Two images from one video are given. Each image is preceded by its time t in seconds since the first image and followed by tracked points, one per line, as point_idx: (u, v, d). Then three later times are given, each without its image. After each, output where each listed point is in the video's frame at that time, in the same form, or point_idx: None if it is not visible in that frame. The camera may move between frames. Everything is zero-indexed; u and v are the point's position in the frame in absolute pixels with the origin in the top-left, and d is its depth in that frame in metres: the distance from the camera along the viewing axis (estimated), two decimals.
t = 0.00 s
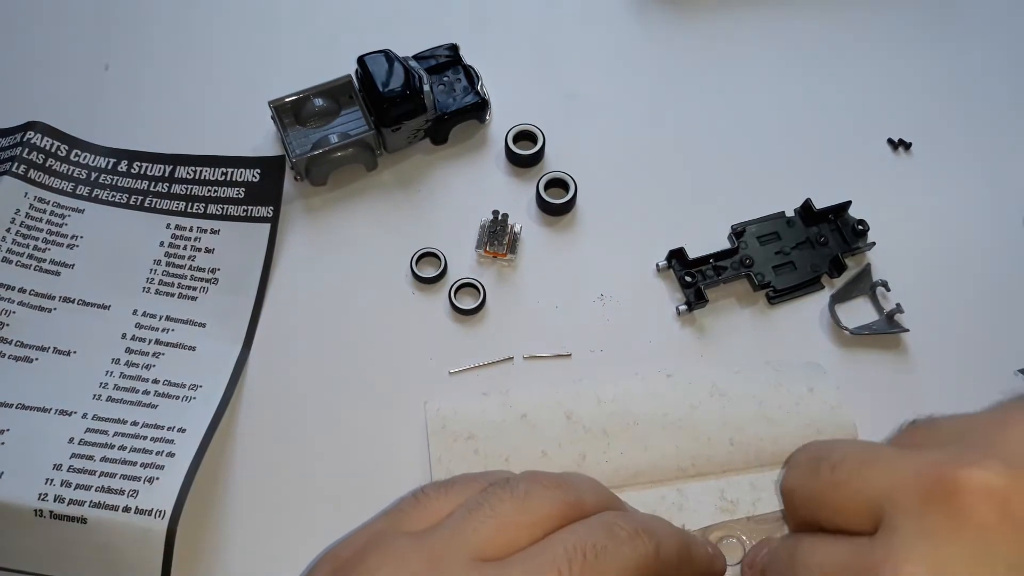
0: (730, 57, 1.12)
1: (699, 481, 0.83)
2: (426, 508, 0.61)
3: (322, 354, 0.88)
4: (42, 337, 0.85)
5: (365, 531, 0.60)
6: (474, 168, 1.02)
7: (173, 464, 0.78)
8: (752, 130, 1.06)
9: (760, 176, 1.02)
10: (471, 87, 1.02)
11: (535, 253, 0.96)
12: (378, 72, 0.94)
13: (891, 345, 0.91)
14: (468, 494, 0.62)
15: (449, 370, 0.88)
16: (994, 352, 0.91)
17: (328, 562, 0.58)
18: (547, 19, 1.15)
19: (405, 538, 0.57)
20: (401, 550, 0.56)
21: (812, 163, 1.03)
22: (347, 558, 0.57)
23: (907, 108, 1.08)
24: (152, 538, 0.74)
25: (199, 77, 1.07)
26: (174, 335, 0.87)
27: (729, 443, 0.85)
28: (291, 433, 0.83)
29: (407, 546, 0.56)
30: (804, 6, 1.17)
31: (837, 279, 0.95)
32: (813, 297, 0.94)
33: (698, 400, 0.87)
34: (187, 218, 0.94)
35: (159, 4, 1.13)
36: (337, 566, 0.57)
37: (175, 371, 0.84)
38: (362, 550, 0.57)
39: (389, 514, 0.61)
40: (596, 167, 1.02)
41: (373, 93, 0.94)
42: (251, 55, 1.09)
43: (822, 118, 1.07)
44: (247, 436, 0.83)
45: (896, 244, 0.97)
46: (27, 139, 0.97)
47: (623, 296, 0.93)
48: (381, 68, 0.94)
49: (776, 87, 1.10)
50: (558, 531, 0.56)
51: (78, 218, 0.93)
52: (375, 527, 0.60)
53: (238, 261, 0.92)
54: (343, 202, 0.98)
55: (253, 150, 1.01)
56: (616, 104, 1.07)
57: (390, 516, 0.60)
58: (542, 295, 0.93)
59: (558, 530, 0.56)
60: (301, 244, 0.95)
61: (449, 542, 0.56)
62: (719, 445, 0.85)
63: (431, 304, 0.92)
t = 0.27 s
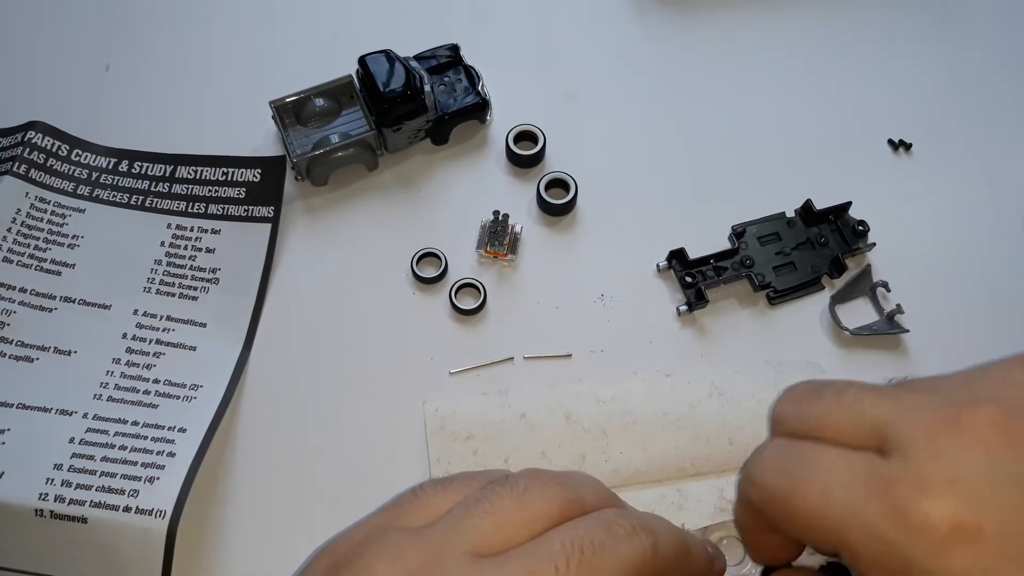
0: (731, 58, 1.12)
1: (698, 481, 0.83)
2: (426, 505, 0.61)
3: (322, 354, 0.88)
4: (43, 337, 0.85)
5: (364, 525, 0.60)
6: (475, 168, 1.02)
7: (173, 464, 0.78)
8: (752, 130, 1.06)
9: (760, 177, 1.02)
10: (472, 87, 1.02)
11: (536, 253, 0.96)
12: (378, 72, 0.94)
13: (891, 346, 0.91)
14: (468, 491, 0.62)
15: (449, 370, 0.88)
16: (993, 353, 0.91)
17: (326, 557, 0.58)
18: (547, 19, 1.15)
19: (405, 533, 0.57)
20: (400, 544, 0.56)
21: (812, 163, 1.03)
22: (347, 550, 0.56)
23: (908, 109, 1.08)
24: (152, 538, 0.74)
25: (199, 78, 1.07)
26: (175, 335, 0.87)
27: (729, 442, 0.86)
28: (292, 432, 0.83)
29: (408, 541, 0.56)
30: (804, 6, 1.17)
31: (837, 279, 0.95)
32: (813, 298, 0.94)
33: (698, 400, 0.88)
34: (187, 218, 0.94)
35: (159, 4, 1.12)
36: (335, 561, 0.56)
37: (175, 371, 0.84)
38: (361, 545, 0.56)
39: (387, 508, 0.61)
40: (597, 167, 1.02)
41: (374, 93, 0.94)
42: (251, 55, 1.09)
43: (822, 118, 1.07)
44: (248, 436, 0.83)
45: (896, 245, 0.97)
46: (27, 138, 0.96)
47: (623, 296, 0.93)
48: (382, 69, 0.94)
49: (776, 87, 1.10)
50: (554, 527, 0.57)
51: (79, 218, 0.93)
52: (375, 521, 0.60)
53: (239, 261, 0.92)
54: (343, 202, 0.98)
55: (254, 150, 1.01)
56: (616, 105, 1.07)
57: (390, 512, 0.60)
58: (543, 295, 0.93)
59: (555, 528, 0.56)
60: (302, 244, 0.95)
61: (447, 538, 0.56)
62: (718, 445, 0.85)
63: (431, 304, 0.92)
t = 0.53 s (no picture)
0: (731, 58, 1.12)
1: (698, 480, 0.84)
2: (428, 505, 0.61)
3: (322, 354, 0.88)
4: (42, 338, 0.85)
5: (366, 525, 0.60)
6: (475, 167, 1.02)
7: (173, 464, 0.78)
8: (752, 130, 1.06)
9: (759, 176, 1.02)
10: (472, 87, 1.02)
11: (536, 253, 0.96)
12: (378, 72, 0.94)
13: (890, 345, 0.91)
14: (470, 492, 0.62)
15: (449, 370, 0.88)
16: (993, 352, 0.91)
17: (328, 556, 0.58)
18: (547, 19, 1.15)
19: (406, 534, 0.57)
20: (401, 546, 0.56)
21: (812, 163, 1.03)
22: (348, 552, 0.57)
23: (908, 108, 1.08)
24: (151, 538, 0.74)
25: (198, 78, 1.07)
26: (174, 335, 0.87)
27: (730, 441, 0.86)
28: (291, 432, 0.83)
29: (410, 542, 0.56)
30: (804, 6, 1.17)
31: (837, 279, 0.95)
32: (813, 297, 0.94)
33: (698, 399, 0.87)
34: (187, 218, 0.94)
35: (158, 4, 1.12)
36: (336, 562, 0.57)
37: (174, 371, 0.84)
38: (363, 546, 0.57)
39: (389, 508, 0.62)
40: (597, 167, 1.02)
41: (374, 93, 0.94)
42: (250, 56, 1.09)
43: (822, 118, 1.07)
44: (247, 436, 0.83)
45: (895, 244, 0.97)
46: (27, 138, 0.97)
47: (623, 295, 0.93)
48: (381, 69, 0.95)
49: (776, 87, 1.10)
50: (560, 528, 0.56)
51: (78, 218, 0.93)
52: (378, 521, 0.60)
53: (238, 261, 0.92)
54: (343, 202, 0.98)
55: (253, 150, 1.01)
56: (616, 105, 1.07)
57: (392, 512, 0.60)
58: (543, 295, 0.93)
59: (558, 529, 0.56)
60: (301, 244, 0.95)
61: (449, 540, 0.56)
62: (719, 444, 0.85)
63: (431, 304, 0.92)
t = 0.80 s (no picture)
0: (730, 58, 1.12)
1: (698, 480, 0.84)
2: (427, 506, 0.61)
3: (321, 354, 0.88)
4: (43, 337, 0.85)
5: (366, 525, 0.60)
6: (475, 167, 1.02)
7: (173, 464, 0.78)
8: (752, 130, 1.06)
9: (759, 177, 1.02)
10: (472, 87, 1.02)
11: (536, 253, 0.96)
12: (378, 72, 0.94)
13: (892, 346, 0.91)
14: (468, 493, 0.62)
15: (449, 370, 0.88)
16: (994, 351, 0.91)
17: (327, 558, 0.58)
18: (547, 19, 1.15)
19: (404, 535, 0.57)
20: (401, 546, 0.56)
21: (812, 162, 1.03)
22: (349, 552, 0.57)
23: (908, 109, 1.08)
24: (151, 538, 0.74)
25: (199, 78, 1.07)
26: (174, 334, 0.87)
27: (730, 441, 0.85)
28: (291, 433, 0.83)
29: (408, 542, 0.56)
30: (803, 6, 1.17)
31: (837, 279, 0.95)
32: (813, 297, 0.94)
33: (699, 399, 0.87)
34: (187, 218, 0.94)
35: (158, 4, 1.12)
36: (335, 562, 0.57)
37: (174, 371, 0.84)
38: (362, 546, 0.57)
39: (389, 508, 0.62)
40: (597, 167, 1.02)
41: (374, 93, 0.94)
42: (251, 56, 1.09)
43: (822, 118, 1.07)
44: (247, 436, 0.83)
45: (896, 244, 0.97)
46: (27, 138, 0.97)
47: (624, 296, 0.93)
48: (382, 69, 0.95)
49: (776, 87, 1.10)
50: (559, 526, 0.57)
51: (78, 218, 0.93)
52: (376, 522, 0.60)
53: (238, 261, 0.92)
54: (343, 201, 0.98)
55: (253, 150, 1.01)
56: (616, 104, 1.07)
57: (390, 513, 0.60)
58: (543, 295, 0.93)
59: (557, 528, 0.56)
60: (301, 244, 0.95)
61: (449, 540, 0.56)
62: (720, 444, 0.85)
63: (431, 304, 0.92)
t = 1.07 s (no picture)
0: (730, 57, 1.12)
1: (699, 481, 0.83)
2: (427, 528, 0.62)
3: (321, 354, 0.88)
4: (43, 337, 0.85)
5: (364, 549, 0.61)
6: (475, 167, 1.02)
7: (173, 464, 0.78)
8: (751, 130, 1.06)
9: (759, 176, 1.02)
10: (471, 86, 1.02)
11: (536, 253, 0.96)
12: (378, 72, 0.94)
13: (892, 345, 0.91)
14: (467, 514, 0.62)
15: (449, 370, 0.88)
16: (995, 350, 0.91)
17: None
18: (547, 18, 1.15)
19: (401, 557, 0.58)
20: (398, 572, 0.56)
21: (811, 162, 1.03)
22: None
23: (908, 108, 1.08)
24: (152, 538, 0.74)
25: (199, 77, 1.07)
26: (174, 335, 0.87)
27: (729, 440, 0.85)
28: (291, 432, 0.83)
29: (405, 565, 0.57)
30: (803, 5, 1.17)
31: (836, 279, 0.95)
32: (813, 297, 0.94)
33: (699, 399, 0.87)
34: (187, 218, 0.94)
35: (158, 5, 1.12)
36: None
37: (175, 371, 0.84)
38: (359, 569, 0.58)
39: (388, 532, 0.62)
40: (597, 167, 1.02)
41: (373, 93, 0.94)
42: (250, 55, 1.09)
43: (821, 117, 1.07)
44: (247, 436, 0.83)
45: (896, 243, 0.97)
46: (26, 139, 0.97)
47: (624, 296, 0.93)
48: (381, 68, 0.94)
49: (776, 86, 1.10)
50: (559, 556, 0.57)
51: (78, 218, 0.93)
52: (376, 545, 0.61)
53: (238, 261, 0.92)
54: (343, 201, 0.98)
55: (253, 150, 1.01)
56: (616, 104, 1.07)
57: (389, 535, 0.61)
58: (543, 295, 0.93)
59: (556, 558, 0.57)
60: (301, 244, 0.95)
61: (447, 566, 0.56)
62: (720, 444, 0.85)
63: (430, 304, 0.92)
